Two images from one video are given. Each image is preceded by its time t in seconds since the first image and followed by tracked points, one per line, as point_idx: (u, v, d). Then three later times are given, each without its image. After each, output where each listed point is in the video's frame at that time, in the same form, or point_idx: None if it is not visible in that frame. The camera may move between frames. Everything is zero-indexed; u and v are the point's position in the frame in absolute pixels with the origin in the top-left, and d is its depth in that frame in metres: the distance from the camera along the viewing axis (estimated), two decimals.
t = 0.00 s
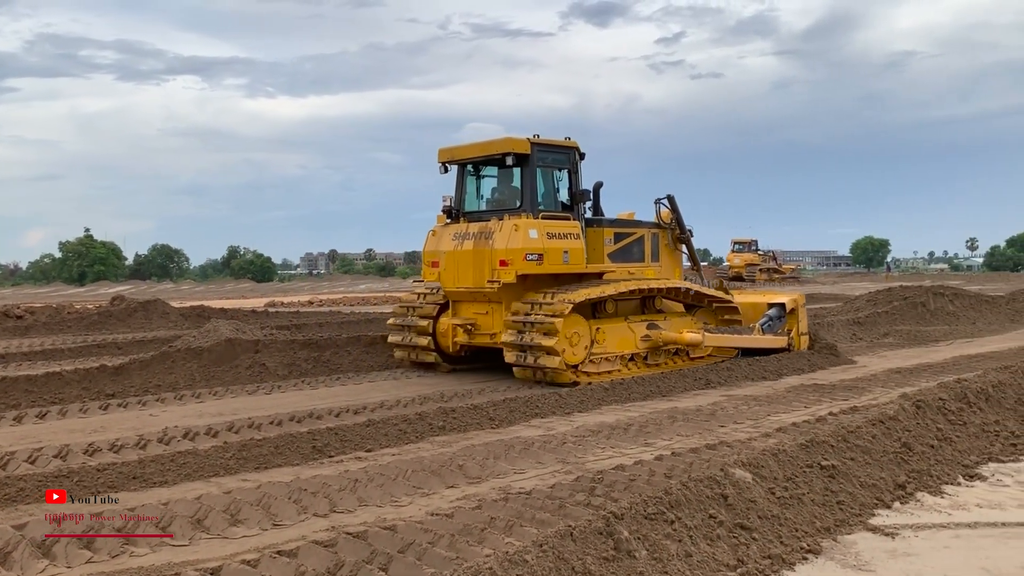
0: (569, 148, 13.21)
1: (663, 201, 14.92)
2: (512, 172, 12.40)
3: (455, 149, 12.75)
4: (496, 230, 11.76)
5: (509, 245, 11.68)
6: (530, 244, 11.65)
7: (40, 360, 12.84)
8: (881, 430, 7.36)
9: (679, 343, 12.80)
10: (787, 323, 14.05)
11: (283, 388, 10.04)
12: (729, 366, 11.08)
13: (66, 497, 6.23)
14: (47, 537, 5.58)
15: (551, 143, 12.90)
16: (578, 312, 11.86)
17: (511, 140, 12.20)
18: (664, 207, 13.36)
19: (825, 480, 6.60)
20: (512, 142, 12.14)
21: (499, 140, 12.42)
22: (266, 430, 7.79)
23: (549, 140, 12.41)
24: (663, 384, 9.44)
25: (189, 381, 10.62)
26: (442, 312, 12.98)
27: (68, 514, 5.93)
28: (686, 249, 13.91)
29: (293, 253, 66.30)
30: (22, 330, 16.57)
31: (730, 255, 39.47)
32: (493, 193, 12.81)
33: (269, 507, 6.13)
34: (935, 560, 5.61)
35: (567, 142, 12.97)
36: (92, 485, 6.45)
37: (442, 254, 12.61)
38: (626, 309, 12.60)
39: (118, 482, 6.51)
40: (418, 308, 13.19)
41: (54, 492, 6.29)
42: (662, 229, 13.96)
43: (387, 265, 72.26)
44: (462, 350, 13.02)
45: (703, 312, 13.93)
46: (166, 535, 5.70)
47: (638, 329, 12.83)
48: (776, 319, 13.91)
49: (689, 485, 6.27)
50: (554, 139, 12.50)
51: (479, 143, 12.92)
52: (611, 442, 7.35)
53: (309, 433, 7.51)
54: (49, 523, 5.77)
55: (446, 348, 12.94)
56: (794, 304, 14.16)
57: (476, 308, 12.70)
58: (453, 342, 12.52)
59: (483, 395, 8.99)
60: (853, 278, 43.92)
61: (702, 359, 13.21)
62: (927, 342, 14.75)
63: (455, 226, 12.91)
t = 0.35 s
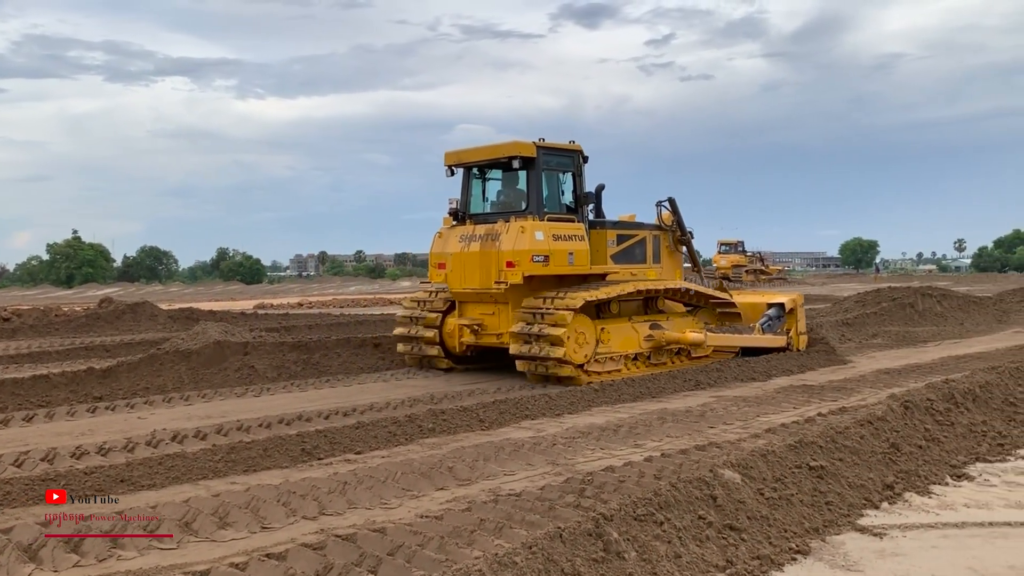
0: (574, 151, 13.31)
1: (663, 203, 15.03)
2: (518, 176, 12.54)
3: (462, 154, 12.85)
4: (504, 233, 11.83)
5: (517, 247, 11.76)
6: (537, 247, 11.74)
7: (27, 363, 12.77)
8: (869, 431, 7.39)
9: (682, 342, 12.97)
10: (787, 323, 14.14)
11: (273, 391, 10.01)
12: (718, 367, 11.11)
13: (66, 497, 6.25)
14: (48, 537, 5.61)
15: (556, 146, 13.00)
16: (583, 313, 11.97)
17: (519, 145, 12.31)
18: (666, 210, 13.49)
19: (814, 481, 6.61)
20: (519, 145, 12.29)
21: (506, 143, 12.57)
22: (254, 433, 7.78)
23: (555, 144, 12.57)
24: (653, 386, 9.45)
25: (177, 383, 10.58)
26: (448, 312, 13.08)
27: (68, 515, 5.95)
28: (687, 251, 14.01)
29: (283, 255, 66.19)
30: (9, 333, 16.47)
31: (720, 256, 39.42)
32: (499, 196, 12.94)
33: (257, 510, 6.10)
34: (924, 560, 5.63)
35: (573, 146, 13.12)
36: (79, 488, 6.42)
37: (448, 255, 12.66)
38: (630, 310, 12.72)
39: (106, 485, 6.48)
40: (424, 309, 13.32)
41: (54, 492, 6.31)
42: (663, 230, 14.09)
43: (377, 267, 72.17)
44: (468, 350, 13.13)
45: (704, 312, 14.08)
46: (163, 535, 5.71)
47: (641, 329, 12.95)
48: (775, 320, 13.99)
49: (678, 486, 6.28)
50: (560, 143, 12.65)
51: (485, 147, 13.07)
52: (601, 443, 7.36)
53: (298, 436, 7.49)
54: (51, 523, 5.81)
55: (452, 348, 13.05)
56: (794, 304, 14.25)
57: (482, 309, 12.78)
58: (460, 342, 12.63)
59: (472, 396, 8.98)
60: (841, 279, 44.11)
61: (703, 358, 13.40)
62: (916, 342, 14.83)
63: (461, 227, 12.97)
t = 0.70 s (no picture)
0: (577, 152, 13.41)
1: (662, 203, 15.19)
2: (523, 177, 12.67)
3: (468, 154, 12.99)
4: (509, 233, 11.94)
5: (523, 248, 11.90)
6: (543, 247, 11.86)
7: (13, 363, 12.69)
8: (854, 431, 7.42)
9: (683, 341, 13.16)
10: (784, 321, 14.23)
11: (260, 391, 9.98)
12: (705, 367, 11.14)
13: (66, 497, 6.25)
14: (47, 537, 5.61)
15: (560, 147, 13.13)
16: (588, 312, 12.10)
17: (524, 146, 12.44)
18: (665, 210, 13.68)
19: (800, 480, 6.64)
20: (525, 147, 12.44)
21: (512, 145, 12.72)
22: (242, 433, 7.75)
23: (560, 146, 12.72)
24: (640, 385, 9.46)
25: (164, 384, 10.53)
26: (454, 312, 13.22)
27: (67, 515, 5.94)
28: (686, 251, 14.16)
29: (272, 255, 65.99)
30: None
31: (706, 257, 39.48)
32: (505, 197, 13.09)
33: (243, 511, 6.08)
34: (909, 558, 5.66)
35: (577, 149, 13.29)
36: (63, 490, 6.37)
37: (454, 255, 12.79)
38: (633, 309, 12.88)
39: (92, 486, 6.44)
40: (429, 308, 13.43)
41: (54, 492, 6.29)
42: (663, 231, 14.25)
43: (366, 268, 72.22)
44: (474, 348, 13.28)
45: (703, 312, 14.24)
46: (157, 535, 5.70)
47: (643, 328, 13.09)
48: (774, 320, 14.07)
49: (665, 485, 6.29)
50: (565, 145, 12.81)
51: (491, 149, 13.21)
52: (589, 442, 7.36)
53: (285, 436, 7.46)
54: (48, 523, 5.79)
55: (459, 346, 13.22)
56: (790, 303, 14.35)
57: (488, 308, 12.93)
58: (466, 341, 12.78)
59: (460, 397, 8.98)
60: (826, 279, 44.38)
61: (704, 356, 13.58)
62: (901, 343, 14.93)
63: (467, 227, 13.08)
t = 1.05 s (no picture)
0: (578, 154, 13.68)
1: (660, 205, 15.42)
2: (526, 177, 12.94)
3: (470, 155, 13.26)
4: (513, 233, 12.17)
5: (527, 247, 12.12)
6: (546, 246, 12.10)
7: None
8: (839, 430, 7.45)
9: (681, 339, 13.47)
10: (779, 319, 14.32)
11: (245, 391, 9.92)
12: (691, 366, 11.17)
13: (66, 497, 6.22)
14: (47, 537, 5.57)
15: (561, 149, 13.39)
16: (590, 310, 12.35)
17: (526, 147, 12.71)
18: (663, 210, 13.93)
19: (786, 479, 6.66)
20: (528, 148, 12.71)
21: (516, 147, 12.99)
22: (227, 433, 7.71)
23: (562, 147, 12.99)
24: (627, 384, 9.46)
25: (148, 383, 10.46)
26: (457, 310, 13.42)
27: (70, 514, 5.91)
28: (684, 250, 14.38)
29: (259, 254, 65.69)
30: None
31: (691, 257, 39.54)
32: (507, 197, 13.36)
33: (229, 511, 6.04)
34: (893, 557, 5.69)
35: (578, 150, 13.57)
36: (46, 490, 6.31)
37: (458, 255, 12.96)
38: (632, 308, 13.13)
39: (75, 486, 6.38)
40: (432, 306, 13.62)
41: (54, 492, 6.27)
42: (661, 231, 14.48)
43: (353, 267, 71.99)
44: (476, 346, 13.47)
45: (701, 311, 14.48)
46: (146, 535, 5.67)
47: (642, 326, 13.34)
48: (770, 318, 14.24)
49: (651, 484, 6.30)
50: (567, 147, 13.08)
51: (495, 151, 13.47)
52: (576, 442, 7.36)
53: (270, 436, 7.42)
54: (50, 523, 5.76)
55: (461, 344, 13.42)
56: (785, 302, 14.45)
57: (490, 306, 13.11)
58: (469, 338, 12.98)
59: (447, 396, 8.95)
60: (811, 279, 44.56)
61: (701, 353, 13.88)
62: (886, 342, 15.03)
63: (469, 227, 13.30)
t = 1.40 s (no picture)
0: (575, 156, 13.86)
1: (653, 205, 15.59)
2: (525, 178, 13.09)
3: (469, 157, 13.41)
4: (512, 233, 12.34)
5: (526, 247, 12.30)
6: (545, 246, 12.29)
7: None
8: (819, 429, 7.49)
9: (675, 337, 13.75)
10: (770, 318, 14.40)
11: (225, 391, 9.86)
12: (673, 366, 11.21)
13: (65, 497, 6.18)
14: (47, 537, 5.54)
15: (558, 151, 13.56)
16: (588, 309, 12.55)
17: (525, 149, 12.88)
18: (657, 211, 14.13)
19: (766, 478, 6.69)
20: (527, 150, 12.86)
21: (514, 148, 13.15)
22: (207, 433, 7.65)
23: (560, 149, 13.16)
24: (609, 384, 9.46)
25: (127, 383, 10.37)
26: (456, 309, 13.57)
27: (68, 514, 5.87)
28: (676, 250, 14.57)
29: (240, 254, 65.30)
30: None
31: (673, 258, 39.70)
32: (506, 198, 13.50)
33: (208, 511, 5.99)
34: (873, 555, 5.73)
35: (575, 152, 13.75)
36: (23, 492, 6.22)
37: (457, 255, 13.12)
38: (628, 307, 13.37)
39: (52, 487, 6.32)
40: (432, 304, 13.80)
41: (53, 492, 6.22)
42: (654, 231, 14.66)
43: (336, 267, 71.74)
44: (474, 345, 13.63)
45: (693, 310, 14.70)
46: (127, 534, 5.64)
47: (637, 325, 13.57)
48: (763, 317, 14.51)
49: (633, 484, 6.32)
50: (565, 148, 13.25)
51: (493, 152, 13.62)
52: (558, 441, 7.36)
53: (251, 436, 7.37)
54: (48, 523, 5.72)
55: (460, 342, 13.58)
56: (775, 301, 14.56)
57: (489, 305, 13.28)
58: (468, 337, 13.14)
59: (430, 396, 8.91)
60: (789, 279, 44.96)
61: (694, 351, 14.16)
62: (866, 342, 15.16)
63: (468, 227, 13.45)
